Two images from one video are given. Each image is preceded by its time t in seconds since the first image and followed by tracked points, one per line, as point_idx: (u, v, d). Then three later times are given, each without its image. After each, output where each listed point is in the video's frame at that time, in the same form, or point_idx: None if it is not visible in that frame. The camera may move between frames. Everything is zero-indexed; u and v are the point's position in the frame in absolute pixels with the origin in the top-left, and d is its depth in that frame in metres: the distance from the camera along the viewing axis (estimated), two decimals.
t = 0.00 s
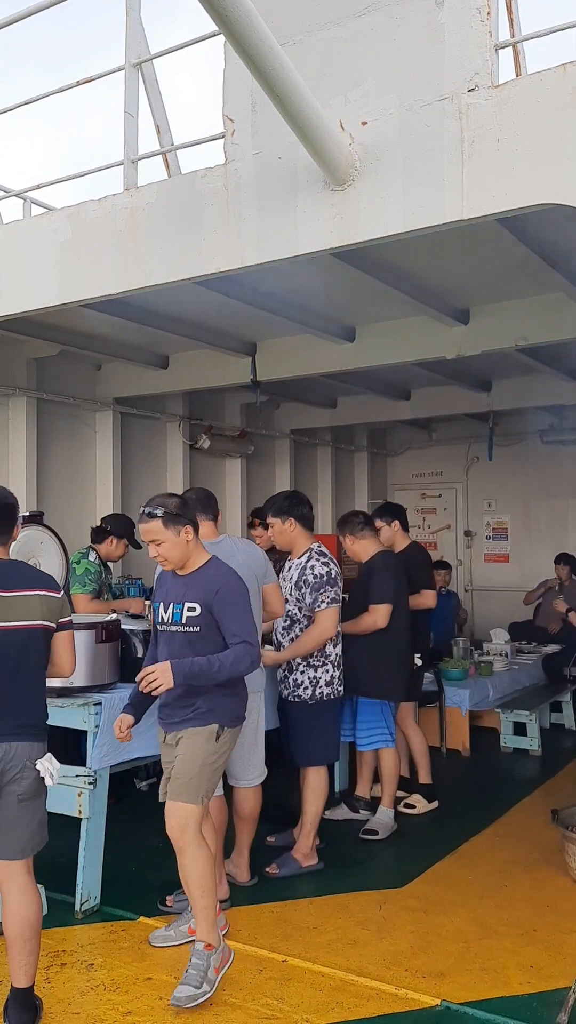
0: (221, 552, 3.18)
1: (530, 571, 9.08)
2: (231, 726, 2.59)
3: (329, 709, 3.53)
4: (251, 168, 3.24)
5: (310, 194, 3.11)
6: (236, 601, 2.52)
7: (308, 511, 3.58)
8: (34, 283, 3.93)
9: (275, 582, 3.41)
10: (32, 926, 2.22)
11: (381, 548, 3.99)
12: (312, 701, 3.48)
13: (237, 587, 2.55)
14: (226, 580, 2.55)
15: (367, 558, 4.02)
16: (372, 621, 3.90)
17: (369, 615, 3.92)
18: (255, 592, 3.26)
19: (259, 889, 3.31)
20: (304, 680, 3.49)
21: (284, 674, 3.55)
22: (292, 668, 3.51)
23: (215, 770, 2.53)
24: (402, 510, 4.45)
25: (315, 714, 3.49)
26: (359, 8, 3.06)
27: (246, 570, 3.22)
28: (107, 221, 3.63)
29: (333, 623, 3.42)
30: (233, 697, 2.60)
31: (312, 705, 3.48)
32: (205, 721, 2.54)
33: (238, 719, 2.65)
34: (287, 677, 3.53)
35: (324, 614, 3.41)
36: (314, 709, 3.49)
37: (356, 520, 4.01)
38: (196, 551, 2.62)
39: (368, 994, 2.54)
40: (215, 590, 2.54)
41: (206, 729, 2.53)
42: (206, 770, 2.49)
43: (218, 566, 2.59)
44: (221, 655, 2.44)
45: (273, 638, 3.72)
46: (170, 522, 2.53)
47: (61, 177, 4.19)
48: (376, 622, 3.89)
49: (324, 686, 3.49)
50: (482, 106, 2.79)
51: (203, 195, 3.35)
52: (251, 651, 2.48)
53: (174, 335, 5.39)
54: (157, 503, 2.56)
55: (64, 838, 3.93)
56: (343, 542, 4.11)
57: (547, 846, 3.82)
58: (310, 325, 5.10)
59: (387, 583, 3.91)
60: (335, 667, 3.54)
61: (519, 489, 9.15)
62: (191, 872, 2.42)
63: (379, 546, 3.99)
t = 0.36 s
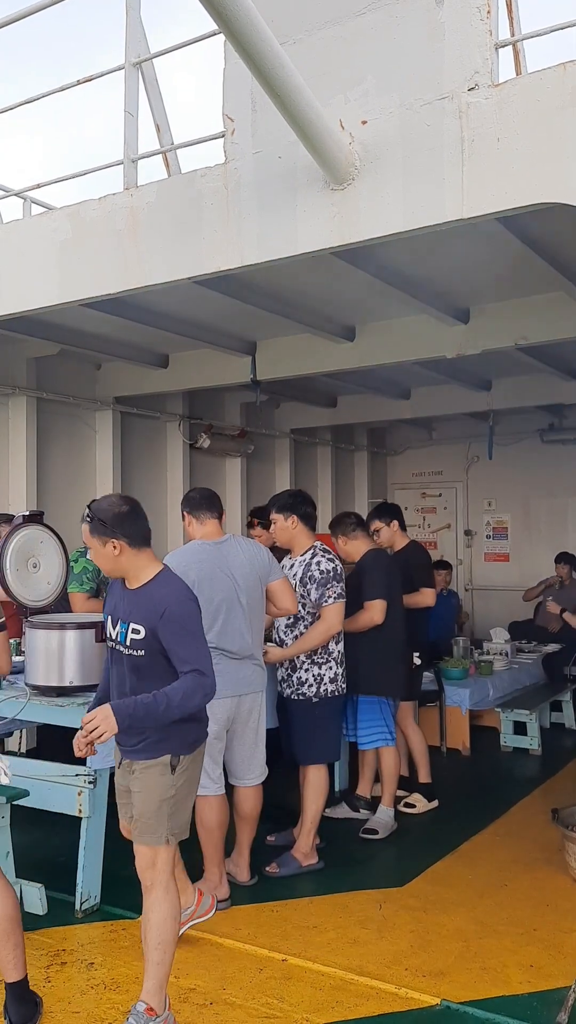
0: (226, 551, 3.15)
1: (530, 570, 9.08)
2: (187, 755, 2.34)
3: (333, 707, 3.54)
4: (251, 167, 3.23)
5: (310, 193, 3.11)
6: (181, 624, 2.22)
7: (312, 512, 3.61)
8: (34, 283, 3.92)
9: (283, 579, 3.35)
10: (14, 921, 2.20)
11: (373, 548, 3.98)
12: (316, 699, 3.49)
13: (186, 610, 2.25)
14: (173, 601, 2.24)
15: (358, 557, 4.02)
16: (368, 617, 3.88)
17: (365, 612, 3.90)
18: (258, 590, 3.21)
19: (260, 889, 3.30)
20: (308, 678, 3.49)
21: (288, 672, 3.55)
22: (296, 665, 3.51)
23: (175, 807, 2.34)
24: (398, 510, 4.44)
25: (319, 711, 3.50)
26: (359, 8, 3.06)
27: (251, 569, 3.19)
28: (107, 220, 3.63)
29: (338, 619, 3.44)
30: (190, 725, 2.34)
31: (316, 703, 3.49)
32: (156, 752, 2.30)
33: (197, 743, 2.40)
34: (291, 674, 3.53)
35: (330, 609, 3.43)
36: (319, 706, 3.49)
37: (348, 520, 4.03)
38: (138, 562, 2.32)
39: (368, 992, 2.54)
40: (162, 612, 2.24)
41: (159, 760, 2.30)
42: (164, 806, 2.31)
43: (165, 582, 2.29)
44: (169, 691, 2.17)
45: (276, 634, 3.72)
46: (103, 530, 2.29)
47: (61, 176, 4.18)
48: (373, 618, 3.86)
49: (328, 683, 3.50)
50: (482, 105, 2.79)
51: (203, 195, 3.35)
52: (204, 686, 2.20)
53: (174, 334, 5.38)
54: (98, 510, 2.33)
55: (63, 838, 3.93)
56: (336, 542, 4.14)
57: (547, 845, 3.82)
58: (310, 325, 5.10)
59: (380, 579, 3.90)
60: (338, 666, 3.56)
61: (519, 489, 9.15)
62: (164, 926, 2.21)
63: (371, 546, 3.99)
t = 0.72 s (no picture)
0: (229, 551, 3.14)
1: (530, 570, 9.08)
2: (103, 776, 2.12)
3: (333, 704, 3.54)
4: (251, 167, 3.23)
5: (309, 192, 3.11)
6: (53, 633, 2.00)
7: (309, 512, 3.61)
8: (34, 282, 3.92)
9: (289, 573, 3.34)
10: None
11: (366, 548, 3.99)
12: (318, 697, 3.49)
13: (66, 617, 2.01)
14: (53, 605, 2.03)
15: (353, 557, 4.02)
16: (366, 615, 3.87)
17: (363, 610, 3.89)
18: (262, 590, 3.21)
19: (259, 888, 3.31)
20: (310, 675, 3.48)
21: (288, 671, 3.53)
22: (297, 664, 3.49)
23: (117, 827, 2.13)
24: (395, 509, 4.43)
25: (320, 709, 3.50)
26: (357, 7, 3.06)
27: (254, 569, 3.18)
28: (106, 220, 3.63)
29: (341, 616, 3.45)
30: (97, 742, 2.12)
31: (317, 700, 3.49)
32: (74, 774, 2.11)
33: (127, 759, 2.17)
34: (291, 671, 3.51)
35: (333, 606, 3.44)
36: (320, 704, 3.50)
37: (342, 520, 4.08)
38: (45, 557, 2.14)
39: (367, 991, 2.54)
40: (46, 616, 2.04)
41: (82, 783, 2.11)
42: (100, 826, 2.11)
43: (59, 585, 2.09)
44: (23, 706, 1.99)
45: (275, 632, 3.69)
46: (6, 518, 2.13)
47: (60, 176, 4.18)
48: (370, 616, 3.86)
49: (329, 680, 3.50)
50: (482, 105, 2.79)
51: (202, 195, 3.35)
52: (64, 702, 1.97)
53: (174, 333, 5.38)
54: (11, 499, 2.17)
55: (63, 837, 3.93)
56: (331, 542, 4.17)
57: (546, 844, 3.82)
58: (310, 324, 5.10)
59: (375, 577, 3.90)
60: (338, 663, 3.57)
61: (519, 488, 9.15)
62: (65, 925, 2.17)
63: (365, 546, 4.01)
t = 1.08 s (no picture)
0: (231, 551, 3.15)
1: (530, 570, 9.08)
2: None
3: (335, 702, 3.54)
4: (251, 166, 3.23)
5: (309, 192, 3.11)
6: None
7: (307, 512, 3.61)
8: (35, 282, 3.92)
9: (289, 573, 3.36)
10: None
11: (362, 547, 3.99)
12: (318, 695, 3.48)
13: None
14: None
15: (351, 558, 4.00)
16: (365, 613, 3.88)
17: (362, 608, 3.89)
18: (263, 590, 3.22)
19: (260, 887, 3.31)
20: (311, 673, 3.48)
21: (289, 671, 3.52)
22: (299, 663, 3.48)
23: None
24: (398, 509, 4.40)
25: (321, 707, 3.49)
26: (357, 6, 3.06)
27: (255, 569, 3.19)
28: (106, 219, 3.63)
29: (341, 613, 3.45)
30: None
31: (319, 698, 3.48)
32: None
33: None
34: (292, 669, 3.50)
35: (333, 603, 3.44)
36: (321, 701, 3.49)
37: (336, 520, 4.11)
38: None
39: (367, 991, 2.54)
40: None
41: None
42: None
43: None
44: None
45: (275, 631, 3.68)
46: None
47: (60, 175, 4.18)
48: (369, 614, 3.86)
49: (330, 677, 3.50)
50: (482, 104, 2.79)
51: (202, 194, 3.35)
52: None
53: (174, 332, 5.38)
54: None
55: (63, 837, 3.92)
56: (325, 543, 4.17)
57: (546, 843, 3.82)
58: (309, 324, 5.10)
59: (375, 576, 3.90)
60: (339, 660, 3.57)
61: (519, 488, 9.15)
62: (1, 937, 2.10)
63: (361, 546, 4.00)
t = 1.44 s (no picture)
0: (234, 550, 3.16)
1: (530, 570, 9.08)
2: None
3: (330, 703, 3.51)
4: (251, 165, 3.23)
5: (309, 191, 3.11)
6: None
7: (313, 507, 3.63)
8: (35, 281, 3.91)
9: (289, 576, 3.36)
10: None
11: (362, 547, 3.97)
12: (310, 695, 3.46)
13: None
14: None
15: (350, 557, 3.99)
16: (364, 614, 3.88)
17: (361, 608, 3.90)
18: (265, 590, 3.24)
19: (260, 886, 3.31)
20: (304, 672, 3.47)
21: (285, 669, 3.53)
22: (294, 661, 3.49)
23: None
24: (406, 509, 4.36)
25: (314, 707, 3.46)
26: (357, 5, 3.06)
27: (258, 568, 3.21)
28: (106, 218, 3.63)
29: (336, 613, 3.41)
30: None
31: (311, 697, 3.46)
32: None
33: None
34: (288, 668, 3.51)
35: (328, 603, 3.41)
36: (315, 702, 3.47)
37: (332, 519, 4.11)
38: None
39: (367, 990, 2.54)
40: None
41: None
42: None
43: None
44: None
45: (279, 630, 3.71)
46: None
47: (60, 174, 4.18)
48: (368, 614, 3.87)
49: (323, 677, 3.48)
50: (482, 104, 2.78)
51: (202, 194, 3.34)
52: None
53: (173, 331, 5.37)
54: None
55: (63, 836, 3.92)
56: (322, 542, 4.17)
57: (546, 842, 3.82)
58: (309, 323, 5.10)
59: (375, 577, 3.90)
60: (336, 661, 3.52)
61: (519, 487, 9.15)
62: None
63: (360, 545, 3.98)
